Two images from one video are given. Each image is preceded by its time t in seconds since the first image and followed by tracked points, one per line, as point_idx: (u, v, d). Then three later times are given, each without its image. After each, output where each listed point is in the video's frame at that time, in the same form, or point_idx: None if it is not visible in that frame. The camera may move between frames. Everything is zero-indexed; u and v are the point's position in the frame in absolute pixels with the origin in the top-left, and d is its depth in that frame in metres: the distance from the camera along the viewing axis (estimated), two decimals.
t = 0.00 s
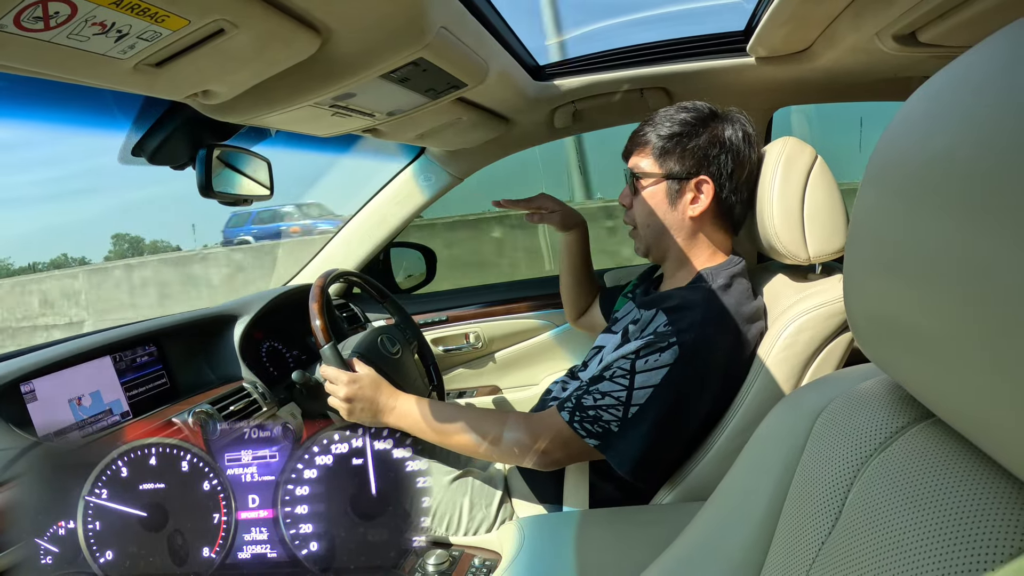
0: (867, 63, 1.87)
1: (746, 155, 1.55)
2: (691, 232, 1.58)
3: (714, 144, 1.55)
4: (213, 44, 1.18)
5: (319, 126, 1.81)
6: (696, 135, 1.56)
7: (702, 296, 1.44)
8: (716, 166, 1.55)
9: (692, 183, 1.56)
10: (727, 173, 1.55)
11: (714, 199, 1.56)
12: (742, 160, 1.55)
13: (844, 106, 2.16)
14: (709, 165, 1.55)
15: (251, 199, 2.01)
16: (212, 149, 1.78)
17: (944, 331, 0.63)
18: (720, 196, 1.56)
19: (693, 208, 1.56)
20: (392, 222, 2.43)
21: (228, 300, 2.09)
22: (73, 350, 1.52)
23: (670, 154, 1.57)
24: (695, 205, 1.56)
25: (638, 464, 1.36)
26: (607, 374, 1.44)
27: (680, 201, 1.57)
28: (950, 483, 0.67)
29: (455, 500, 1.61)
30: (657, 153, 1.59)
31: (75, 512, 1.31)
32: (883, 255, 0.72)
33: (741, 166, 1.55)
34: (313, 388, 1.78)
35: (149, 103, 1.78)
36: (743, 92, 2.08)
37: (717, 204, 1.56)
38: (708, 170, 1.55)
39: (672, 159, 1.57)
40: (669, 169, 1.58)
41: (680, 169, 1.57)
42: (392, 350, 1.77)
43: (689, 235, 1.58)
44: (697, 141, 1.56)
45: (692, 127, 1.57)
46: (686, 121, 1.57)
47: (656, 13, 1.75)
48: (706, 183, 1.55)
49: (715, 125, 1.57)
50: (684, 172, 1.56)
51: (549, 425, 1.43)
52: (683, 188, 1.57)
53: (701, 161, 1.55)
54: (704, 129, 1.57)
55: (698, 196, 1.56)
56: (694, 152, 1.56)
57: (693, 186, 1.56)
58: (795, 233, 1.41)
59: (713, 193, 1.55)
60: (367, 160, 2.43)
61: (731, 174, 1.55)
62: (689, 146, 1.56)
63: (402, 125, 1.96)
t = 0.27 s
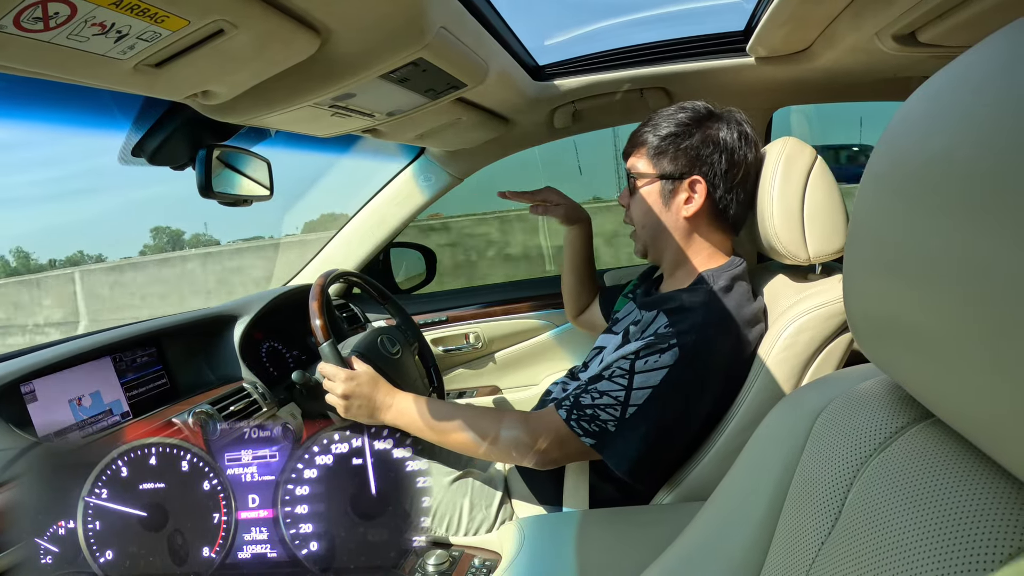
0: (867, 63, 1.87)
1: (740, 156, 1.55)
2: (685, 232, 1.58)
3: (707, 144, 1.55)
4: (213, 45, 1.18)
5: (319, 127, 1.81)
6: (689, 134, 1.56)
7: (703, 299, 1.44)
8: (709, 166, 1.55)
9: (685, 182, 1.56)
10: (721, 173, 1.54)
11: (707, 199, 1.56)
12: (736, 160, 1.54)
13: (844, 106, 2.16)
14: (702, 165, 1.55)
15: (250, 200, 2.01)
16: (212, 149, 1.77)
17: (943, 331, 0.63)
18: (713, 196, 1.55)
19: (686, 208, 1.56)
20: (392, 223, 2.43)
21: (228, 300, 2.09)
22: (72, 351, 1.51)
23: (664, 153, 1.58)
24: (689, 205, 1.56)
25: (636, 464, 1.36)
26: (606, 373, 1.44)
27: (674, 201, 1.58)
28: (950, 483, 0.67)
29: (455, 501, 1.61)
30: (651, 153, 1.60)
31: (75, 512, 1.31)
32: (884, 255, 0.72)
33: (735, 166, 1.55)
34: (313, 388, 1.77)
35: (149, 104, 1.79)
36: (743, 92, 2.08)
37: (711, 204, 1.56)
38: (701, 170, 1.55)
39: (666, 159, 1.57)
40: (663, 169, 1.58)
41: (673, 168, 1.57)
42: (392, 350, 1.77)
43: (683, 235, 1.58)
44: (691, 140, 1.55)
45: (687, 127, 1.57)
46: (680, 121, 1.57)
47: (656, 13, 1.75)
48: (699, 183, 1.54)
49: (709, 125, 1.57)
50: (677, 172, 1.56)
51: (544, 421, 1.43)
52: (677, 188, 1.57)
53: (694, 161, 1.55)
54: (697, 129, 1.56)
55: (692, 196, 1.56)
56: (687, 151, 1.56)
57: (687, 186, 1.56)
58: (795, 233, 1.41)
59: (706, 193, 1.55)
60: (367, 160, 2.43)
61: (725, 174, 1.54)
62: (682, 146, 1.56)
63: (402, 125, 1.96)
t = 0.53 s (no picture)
0: (867, 60, 1.87)
1: (727, 150, 1.52)
2: (676, 227, 1.58)
3: (694, 139, 1.54)
4: (213, 43, 1.18)
5: (319, 125, 1.81)
6: (676, 129, 1.56)
7: (704, 294, 1.43)
8: (696, 160, 1.54)
9: (674, 177, 1.56)
10: (708, 167, 1.53)
11: (696, 193, 1.55)
12: (723, 155, 1.52)
13: (844, 104, 2.16)
14: (689, 159, 1.54)
15: (251, 197, 2.00)
16: (212, 147, 1.77)
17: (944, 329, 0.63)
18: (701, 190, 1.54)
19: (675, 203, 1.56)
20: (392, 220, 2.42)
21: (229, 298, 2.08)
22: (72, 350, 1.51)
23: (654, 148, 1.59)
24: (678, 200, 1.56)
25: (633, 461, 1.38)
26: (606, 367, 1.43)
27: (664, 196, 1.58)
28: (949, 481, 0.67)
29: (456, 499, 1.61)
30: (644, 148, 1.61)
31: (75, 512, 1.31)
32: (884, 253, 0.72)
33: (723, 161, 1.52)
34: (312, 386, 1.76)
35: (150, 102, 1.79)
36: (743, 90, 2.08)
37: (699, 198, 1.55)
38: (688, 164, 1.55)
39: (655, 153, 1.59)
40: (653, 164, 1.60)
41: (662, 163, 1.58)
42: (392, 348, 1.78)
43: (675, 230, 1.59)
44: (677, 134, 1.55)
45: (676, 122, 1.56)
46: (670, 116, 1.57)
47: (656, 10, 1.75)
48: (686, 177, 1.54)
49: (698, 120, 1.55)
50: (666, 166, 1.57)
51: (545, 416, 1.43)
52: (667, 183, 1.58)
53: (682, 155, 1.55)
54: (685, 123, 1.55)
55: (681, 190, 1.55)
56: (674, 145, 1.56)
57: (676, 181, 1.56)
58: (795, 230, 1.41)
59: (693, 187, 1.54)
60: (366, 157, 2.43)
61: (712, 168, 1.52)
62: (670, 140, 1.56)
63: (402, 123, 1.96)
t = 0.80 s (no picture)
0: (868, 60, 1.87)
1: (731, 152, 1.52)
2: (679, 228, 1.58)
3: (698, 140, 1.54)
4: (213, 43, 1.18)
5: (320, 125, 1.82)
6: (681, 130, 1.56)
7: (705, 296, 1.43)
8: (700, 162, 1.54)
9: (677, 178, 1.56)
10: (711, 168, 1.53)
11: (699, 194, 1.55)
12: (727, 156, 1.52)
13: (845, 104, 2.16)
14: (693, 161, 1.54)
15: (252, 196, 2.00)
16: (213, 147, 1.78)
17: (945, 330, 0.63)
18: (704, 192, 1.54)
19: (678, 204, 1.56)
20: (393, 220, 2.42)
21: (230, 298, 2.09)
22: (72, 349, 1.50)
23: (657, 149, 1.59)
24: (681, 201, 1.56)
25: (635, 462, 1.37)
26: (607, 370, 1.42)
27: (666, 197, 1.58)
28: (949, 481, 0.67)
29: (456, 500, 1.61)
30: (646, 149, 1.61)
31: (75, 512, 1.31)
32: (885, 254, 0.72)
33: (726, 162, 1.53)
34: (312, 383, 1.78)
35: (150, 101, 1.79)
36: (744, 90, 2.08)
37: (703, 200, 1.55)
38: (691, 165, 1.54)
39: (659, 154, 1.58)
40: (656, 165, 1.59)
41: (665, 164, 1.57)
42: (392, 348, 1.78)
43: (678, 232, 1.59)
44: (681, 135, 1.55)
45: (680, 123, 1.56)
46: (674, 117, 1.57)
47: (657, 11, 1.75)
48: (690, 179, 1.54)
49: (703, 121, 1.55)
50: (669, 168, 1.57)
51: (545, 416, 1.43)
52: (670, 184, 1.57)
53: (685, 156, 1.55)
54: (690, 124, 1.55)
55: (684, 192, 1.55)
56: (678, 146, 1.56)
57: (679, 182, 1.56)
58: (796, 231, 1.41)
59: (696, 189, 1.54)
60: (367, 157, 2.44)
61: (716, 170, 1.53)
62: (674, 141, 1.56)
63: (403, 122, 1.96)
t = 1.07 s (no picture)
0: (869, 60, 1.87)
1: (741, 150, 1.54)
2: (687, 229, 1.58)
3: (707, 140, 1.54)
4: (215, 42, 1.18)
5: (322, 124, 1.82)
6: (689, 130, 1.56)
7: (707, 297, 1.43)
8: (709, 160, 1.54)
9: (687, 178, 1.56)
10: (721, 167, 1.54)
11: (710, 194, 1.55)
12: (736, 154, 1.54)
13: (847, 104, 2.16)
14: (702, 161, 1.55)
15: (253, 196, 2.00)
16: (214, 146, 1.78)
17: (947, 329, 0.63)
18: (715, 191, 1.55)
19: (688, 204, 1.56)
20: (395, 220, 2.43)
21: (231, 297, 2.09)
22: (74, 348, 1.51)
23: (664, 150, 1.58)
24: (691, 201, 1.56)
25: (636, 462, 1.37)
26: (607, 368, 1.42)
27: (675, 198, 1.57)
28: (951, 481, 0.67)
29: (457, 499, 1.60)
30: (652, 150, 1.60)
31: (75, 512, 1.31)
32: (886, 253, 0.72)
33: (735, 160, 1.55)
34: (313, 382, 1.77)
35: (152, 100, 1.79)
36: (746, 89, 2.08)
37: (713, 199, 1.55)
38: (701, 165, 1.55)
39: (666, 155, 1.57)
40: (663, 166, 1.58)
41: (674, 164, 1.57)
42: (393, 347, 1.78)
43: (686, 233, 1.58)
44: (690, 136, 1.55)
45: (686, 124, 1.56)
46: (677, 117, 1.57)
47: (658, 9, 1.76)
48: (700, 179, 1.54)
49: (709, 121, 1.56)
50: (678, 169, 1.56)
51: (546, 415, 1.43)
52: (679, 184, 1.57)
53: (695, 156, 1.55)
54: (697, 124, 1.56)
55: (694, 192, 1.56)
56: (686, 147, 1.55)
57: (688, 182, 1.56)
58: (797, 229, 1.41)
59: (707, 188, 1.54)
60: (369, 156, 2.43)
61: (725, 168, 1.54)
62: (682, 141, 1.56)
63: (404, 121, 1.96)
